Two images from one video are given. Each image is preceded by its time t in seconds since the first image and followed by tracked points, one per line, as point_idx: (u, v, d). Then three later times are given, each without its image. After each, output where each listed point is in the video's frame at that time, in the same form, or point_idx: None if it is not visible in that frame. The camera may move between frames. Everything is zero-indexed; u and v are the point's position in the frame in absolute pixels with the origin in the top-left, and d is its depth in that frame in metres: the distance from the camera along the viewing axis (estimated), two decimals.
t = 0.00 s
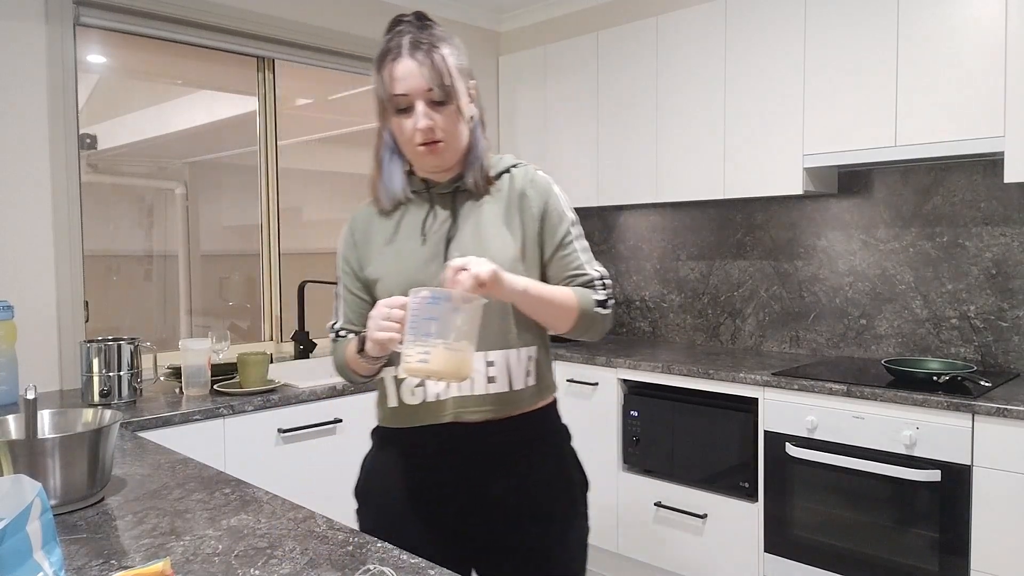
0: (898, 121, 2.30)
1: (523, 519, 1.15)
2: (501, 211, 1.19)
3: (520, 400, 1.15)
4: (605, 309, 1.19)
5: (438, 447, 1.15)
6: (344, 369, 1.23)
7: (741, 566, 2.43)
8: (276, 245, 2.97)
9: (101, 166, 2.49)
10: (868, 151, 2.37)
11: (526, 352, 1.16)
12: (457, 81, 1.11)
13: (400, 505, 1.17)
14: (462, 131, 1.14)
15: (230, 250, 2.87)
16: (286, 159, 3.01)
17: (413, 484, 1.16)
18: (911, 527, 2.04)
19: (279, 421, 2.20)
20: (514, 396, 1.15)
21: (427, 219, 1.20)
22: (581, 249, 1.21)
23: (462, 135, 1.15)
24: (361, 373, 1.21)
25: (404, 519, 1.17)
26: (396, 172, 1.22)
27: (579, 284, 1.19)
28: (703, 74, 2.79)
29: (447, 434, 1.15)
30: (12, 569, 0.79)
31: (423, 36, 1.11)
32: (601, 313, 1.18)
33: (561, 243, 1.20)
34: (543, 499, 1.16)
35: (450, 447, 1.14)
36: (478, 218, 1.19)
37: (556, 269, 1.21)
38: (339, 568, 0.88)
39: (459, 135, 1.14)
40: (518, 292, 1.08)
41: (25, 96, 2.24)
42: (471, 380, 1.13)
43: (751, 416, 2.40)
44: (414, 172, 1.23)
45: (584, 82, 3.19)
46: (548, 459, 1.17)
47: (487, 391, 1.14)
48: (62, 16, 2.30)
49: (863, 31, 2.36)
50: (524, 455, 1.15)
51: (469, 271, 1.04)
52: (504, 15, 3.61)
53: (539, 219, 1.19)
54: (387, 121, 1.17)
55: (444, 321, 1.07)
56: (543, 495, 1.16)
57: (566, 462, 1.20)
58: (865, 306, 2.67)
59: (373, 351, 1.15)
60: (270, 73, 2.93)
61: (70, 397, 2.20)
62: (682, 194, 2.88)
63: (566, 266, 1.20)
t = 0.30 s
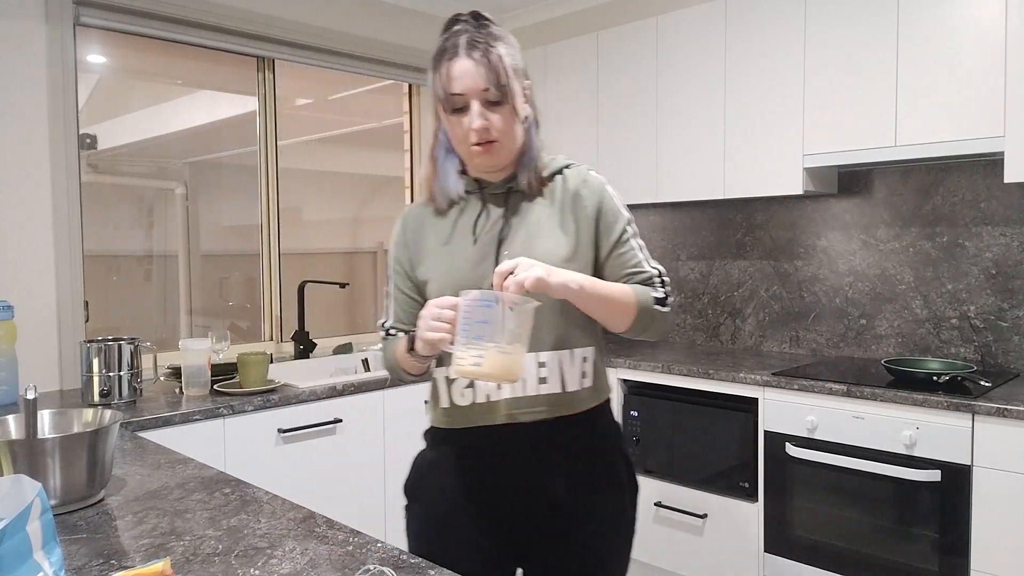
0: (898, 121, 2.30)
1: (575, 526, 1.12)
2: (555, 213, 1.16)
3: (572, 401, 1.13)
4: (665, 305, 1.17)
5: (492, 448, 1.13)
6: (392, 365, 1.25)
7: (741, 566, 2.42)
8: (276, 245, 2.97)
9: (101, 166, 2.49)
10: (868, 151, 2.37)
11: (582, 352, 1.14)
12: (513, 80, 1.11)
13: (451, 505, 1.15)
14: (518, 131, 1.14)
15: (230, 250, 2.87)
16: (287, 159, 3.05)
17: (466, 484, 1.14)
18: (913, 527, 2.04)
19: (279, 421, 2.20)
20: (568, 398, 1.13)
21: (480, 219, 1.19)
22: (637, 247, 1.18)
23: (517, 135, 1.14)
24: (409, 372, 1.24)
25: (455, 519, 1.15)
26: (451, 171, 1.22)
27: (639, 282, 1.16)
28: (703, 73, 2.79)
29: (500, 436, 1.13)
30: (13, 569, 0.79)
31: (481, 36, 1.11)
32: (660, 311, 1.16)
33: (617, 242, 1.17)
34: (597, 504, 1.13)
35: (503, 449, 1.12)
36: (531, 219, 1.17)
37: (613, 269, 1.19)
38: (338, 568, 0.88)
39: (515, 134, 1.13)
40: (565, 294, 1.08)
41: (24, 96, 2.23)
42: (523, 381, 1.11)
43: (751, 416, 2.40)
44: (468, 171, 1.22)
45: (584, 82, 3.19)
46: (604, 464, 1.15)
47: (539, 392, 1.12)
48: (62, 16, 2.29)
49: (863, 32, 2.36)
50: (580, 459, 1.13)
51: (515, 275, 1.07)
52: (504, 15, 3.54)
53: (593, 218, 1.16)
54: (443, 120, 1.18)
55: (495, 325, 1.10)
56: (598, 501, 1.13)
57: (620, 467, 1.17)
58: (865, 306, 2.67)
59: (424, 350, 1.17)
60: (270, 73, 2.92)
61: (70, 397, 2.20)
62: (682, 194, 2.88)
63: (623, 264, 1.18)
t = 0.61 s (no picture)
0: (898, 121, 2.30)
1: (605, 532, 1.10)
2: (595, 215, 1.16)
3: (612, 405, 1.13)
4: (704, 313, 1.15)
5: (526, 446, 1.13)
6: (433, 365, 1.25)
7: (741, 566, 2.42)
8: (276, 245, 2.97)
9: (101, 166, 2.48)
10: (868, 151, 2.37)
11: (621, 355, 1.15)
12: (552, 80, 1.11)
13: (481, 499, 1.15)
14: (557, 131, 1.15)
15: (229, 250, 2.88)
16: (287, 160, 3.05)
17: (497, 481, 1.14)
18: (913, 527, 2.04)
19: (279, 421, 2.20)
20: (608, 402, 1.13)
21: (519, 219, 1.20)
22: (676, 252, 1.16)
23: (557, 134, 1.15)
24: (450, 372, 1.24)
25: (485, 515, 1.14)
26: (491, 171, 1.24)
27: (678, 287, 1.14)
28: (703, 73, 2.79)
29: (536, 437, 1.13)
30: (12, 569, 0.79)
31: (521, 35, 1.12)
32: (698, 317, 1.13)
33: (655, 244, 1.15)
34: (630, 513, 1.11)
35: (539, 450, 1.12)
36: (568, 220, 1.18)
37: (651, 272, 1.16)
38: (339, 568, 0.88)
39: (554, 134, 1.14)
40: (597, 299, 1.06)
41: (24, 95, 2.23)
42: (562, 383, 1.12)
43: (751, 416, 2.40)
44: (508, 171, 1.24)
45: (584, 83, 3.19)
46: (640, 470, 1.13)
47: (577, 396, 1.12)
48: (62, 16, 2.29)
49: (863, 31, 2.36)
50: (615, 463, 1.11)
51: (547, 273, 1.06)
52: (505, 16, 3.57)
53: (632, 220, 1.15)
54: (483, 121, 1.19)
55: (532, 327, 1.09)
56: (631, 509, 1.11)
57: (657, 477, 1.15)
58: (865, 306, 2.67)
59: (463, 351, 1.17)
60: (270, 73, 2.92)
61: (70, 397, 2.20)
62: (682, 195, 2.88)
63: (661, 268, 1.15)
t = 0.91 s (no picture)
0: (897, 121, 2.30)
1: (611, 535, 1.10)
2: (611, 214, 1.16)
3: (621, 406, 1.12)
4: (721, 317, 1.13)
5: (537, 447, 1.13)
6: (444, 362, 1.29)
7: (742, 566, 2.42)
8: (276, 246, 2.97)
9: (101, 166, 2.48)
10: (868, 151, 2.37)
11: (633, 360, 1.14)
12: (566, 78, 1.10)
13: (491, 497, 1.16)
14: (571, 131, 1.14)
15: (229, 250, 2.88)
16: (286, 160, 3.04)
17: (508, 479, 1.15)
18: (913, 527, 2.04)
19: (279, 421, 2.20)
20: (617, 406, 1.12)
21: (533, 217, 1.22)
22: (694, 254, 1.15)
23: (571, 134, 1.14)
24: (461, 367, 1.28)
25: (492, 511, 1.15)
26: (510, 169, 1.25)
27: (695, 290, 1.12)
28: (704, 74, 2.79)
29: (544, 437, 1.13)
30: (12, 569, 0.79)
31: (536, 33, 1.11)
32: (715, 319, 1.12)
33: (672, 245, 1.14)
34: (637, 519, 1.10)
35: (547, 450, 1.13)
36: (581, 220, 1.18)
37: (667, 272, 1.15)
38: (339, 568, 0.88)
39: (568, 133, 1.13)
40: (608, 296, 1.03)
41: (24, 95, 2.23)
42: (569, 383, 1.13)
43: (751, 416, 2.40)
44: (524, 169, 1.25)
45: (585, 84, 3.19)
46: (648, 471, 1.12)
47: (584, 397, 1.12)
48: (62, 16, 2.29)
49: (863, 32, 2.36)
50: (625, 468, 1.11)
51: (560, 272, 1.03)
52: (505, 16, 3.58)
53: (648, 221, 1.14)
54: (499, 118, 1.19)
55: (523, 327, 1.07)
56: (639, 515, 1.10)
57: (668, 486, 1.15)
58: (865, 306, 2.67)
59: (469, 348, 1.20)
60: (270, 73, 2.92)
61: (71, 397, 2.20)
62: (681, 194, 2.88)
63: (677, 269, 1.14)
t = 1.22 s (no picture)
0: (897, 121, 2.30)
1: (611, 536, 1.10)
2: (604, 213, 1.16)
3: (610, 414, 1.12)
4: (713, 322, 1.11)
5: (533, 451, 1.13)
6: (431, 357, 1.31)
7: (741, 566, 2.42)
8: (276, 246, 2.97)
9: (101, 166, 2.48)
10: (868, 151, 2.37)
11: (624, 364, 1.14)
12: (561, 72, 1.10)
13: (488, 498, 1.16)
14: (567, 125, 1.14)
15: (229, 250, 2.88)
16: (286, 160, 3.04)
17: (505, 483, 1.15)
18: (913, 527, 2.04)
19: (279, 421, 2.20)
20: (607, 411, 1.12)
21: (527, 214, 1.22)
22: (689, 257, 1.13)
23: (567, 129, 1.14)
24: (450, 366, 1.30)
25: (490, 514, 1.14)
26: (505, 165, 1.26)
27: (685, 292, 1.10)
28: (704, 74, 2.79)
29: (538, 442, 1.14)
30: (12, 568, 0.79)
31: (532, 25, 1.11)
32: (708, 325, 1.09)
33: (666, 247, 1.13)
34: (636, 522, 1.10)
35: (542, 454, 1.13)
36: (574, 218, 1.18)
37: (660, 274, 1.13)
38: (339, 568, 0.88)
39: (562, 127, 1.13)
40: (597, 294, 1.01)
41: (24, 95, 2.23)
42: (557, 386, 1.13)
43: (751, 416, 2.40)
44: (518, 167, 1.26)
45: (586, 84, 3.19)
46: (646, 473, 1.13)
47: (571, 400, 1.13)
48: (62, 15, 2.29)
49: (863, 32, 2.36)
50: (621, 472, 1.11)
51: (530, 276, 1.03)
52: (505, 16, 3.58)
53: (642, 220, 1.14)
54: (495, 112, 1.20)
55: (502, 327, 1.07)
56: (636, 518, 1.11)
57: (663, 490, 1.15)
58: (865, 306, 2.67)
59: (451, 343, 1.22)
60: (270, 73, 2.92)
61: (71, 397, 2.20)
62: (681, 194, 2.88)
63: (670, 271, 1.12)
